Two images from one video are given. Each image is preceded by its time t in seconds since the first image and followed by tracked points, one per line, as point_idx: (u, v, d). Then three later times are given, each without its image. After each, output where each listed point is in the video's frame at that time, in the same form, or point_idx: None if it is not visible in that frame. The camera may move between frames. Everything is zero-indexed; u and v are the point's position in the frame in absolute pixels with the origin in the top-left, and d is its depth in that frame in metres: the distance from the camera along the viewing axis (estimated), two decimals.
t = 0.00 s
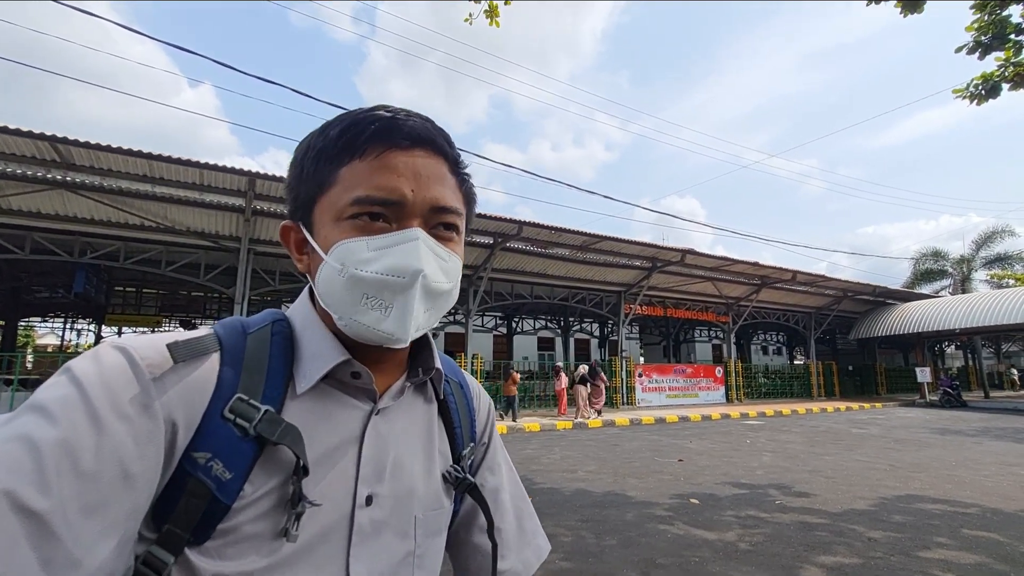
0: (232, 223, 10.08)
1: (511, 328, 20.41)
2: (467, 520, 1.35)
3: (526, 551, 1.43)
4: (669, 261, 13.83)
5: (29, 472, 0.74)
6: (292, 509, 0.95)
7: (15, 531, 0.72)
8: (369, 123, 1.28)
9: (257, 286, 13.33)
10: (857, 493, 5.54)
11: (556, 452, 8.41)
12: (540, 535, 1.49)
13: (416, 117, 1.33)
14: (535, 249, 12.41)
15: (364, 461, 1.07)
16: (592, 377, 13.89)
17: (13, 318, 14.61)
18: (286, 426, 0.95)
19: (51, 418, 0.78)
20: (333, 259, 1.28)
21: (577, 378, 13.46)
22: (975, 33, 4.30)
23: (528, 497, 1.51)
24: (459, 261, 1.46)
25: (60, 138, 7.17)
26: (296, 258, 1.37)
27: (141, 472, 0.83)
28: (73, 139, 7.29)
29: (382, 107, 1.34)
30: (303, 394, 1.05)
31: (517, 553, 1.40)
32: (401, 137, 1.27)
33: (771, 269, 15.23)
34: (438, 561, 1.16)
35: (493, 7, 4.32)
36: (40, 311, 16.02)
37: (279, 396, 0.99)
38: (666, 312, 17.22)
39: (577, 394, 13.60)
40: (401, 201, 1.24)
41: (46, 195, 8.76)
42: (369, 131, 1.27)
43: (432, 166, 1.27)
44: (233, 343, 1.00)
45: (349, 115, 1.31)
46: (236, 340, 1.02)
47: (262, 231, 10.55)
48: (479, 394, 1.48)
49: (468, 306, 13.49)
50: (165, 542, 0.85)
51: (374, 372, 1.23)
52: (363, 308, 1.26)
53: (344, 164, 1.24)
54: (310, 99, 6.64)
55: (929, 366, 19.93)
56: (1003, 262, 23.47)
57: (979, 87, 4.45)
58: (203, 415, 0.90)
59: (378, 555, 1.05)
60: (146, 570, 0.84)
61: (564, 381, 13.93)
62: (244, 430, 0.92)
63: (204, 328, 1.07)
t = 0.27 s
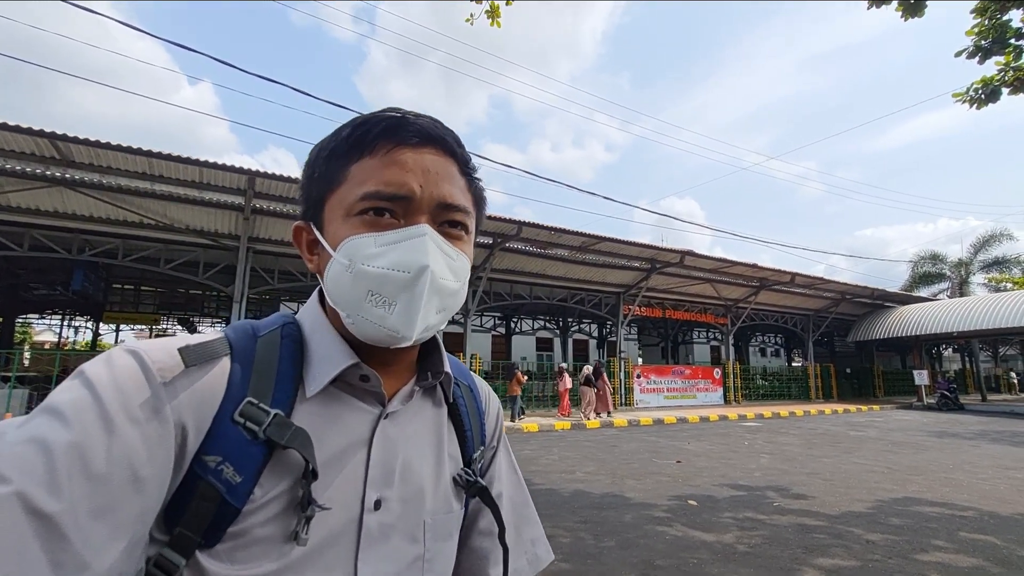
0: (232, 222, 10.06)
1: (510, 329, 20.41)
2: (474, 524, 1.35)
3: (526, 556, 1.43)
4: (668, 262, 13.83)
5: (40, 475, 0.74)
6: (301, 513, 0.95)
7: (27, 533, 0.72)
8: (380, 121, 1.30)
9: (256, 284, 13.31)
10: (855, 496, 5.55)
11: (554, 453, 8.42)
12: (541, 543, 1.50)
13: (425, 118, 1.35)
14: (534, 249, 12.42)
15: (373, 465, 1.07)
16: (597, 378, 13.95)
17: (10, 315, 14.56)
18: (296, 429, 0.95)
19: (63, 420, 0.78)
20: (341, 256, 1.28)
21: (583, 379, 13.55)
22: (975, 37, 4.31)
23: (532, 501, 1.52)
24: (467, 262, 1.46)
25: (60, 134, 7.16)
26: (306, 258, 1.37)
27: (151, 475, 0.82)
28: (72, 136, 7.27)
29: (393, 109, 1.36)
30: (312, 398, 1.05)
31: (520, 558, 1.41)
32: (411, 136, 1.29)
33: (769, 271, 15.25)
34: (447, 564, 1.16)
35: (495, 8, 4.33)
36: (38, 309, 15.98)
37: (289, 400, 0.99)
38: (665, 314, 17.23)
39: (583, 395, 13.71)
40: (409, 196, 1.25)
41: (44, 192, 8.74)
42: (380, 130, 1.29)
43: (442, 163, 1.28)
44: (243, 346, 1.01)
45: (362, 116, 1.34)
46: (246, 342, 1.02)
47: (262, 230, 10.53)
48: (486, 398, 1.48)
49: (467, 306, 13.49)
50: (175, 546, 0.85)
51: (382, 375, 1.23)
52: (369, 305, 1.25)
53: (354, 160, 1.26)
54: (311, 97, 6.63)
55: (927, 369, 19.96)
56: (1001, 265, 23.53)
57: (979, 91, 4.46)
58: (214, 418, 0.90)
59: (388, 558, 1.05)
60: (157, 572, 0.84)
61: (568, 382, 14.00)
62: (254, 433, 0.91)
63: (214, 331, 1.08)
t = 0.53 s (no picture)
0: (230, 220, 10.04)
1: (508, 329, 20.41)
2: (473, 527, 1.35)
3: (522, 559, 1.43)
4: (667, 264, 13.84)
5: (37, 479, 0.73)
6: (300, 516, 0.95)
7: (26, 536, 0.72)
8: (386, 124, 1.31)
9: (254, 283, 13.29)
10: (852, 498, 5.55)
11: (552, 453, 8.42)
12: (538, 545, 1.50)
13: (432, 122, 1.36)
14: (533, 250, 12.42)
15: (374, 468, 1.07)
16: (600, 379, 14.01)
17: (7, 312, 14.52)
18: (296, 433, 0.95)
19: (62, 423, 0.78)
20: (341, 256, 1.29)
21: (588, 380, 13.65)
22: (975, 41, 4.32)
23: (529, 504, 1.52)
24: (468, 268, 1.45)
25: (59, 132, 7.14)
26: (308, 257, 1.37)
27: (151, 477, 0.82)
28: (71, 133, 7.25)
29: (401, 113, 1.37)
30: (312, 400, 1.05)
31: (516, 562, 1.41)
32: (416, 139, 1.29)
33: (768, 273, 15.27)
34: (447, 567, 1.16)
35: (496, 8, 4.33)
36: (35, 306, 15.94)
37: (289, 402, 0.99)
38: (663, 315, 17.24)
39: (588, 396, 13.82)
40: (410, 199, 1.25)
41: (43, 190, 8.72)
42: (385, 132, 1.30)
43: (445, 167, 1.28)
44: (243, 348, 1.01)
45: (370, 118, 1.35)
46: (246, 344, 1.02)
47: (261, 228, 10.52)
48: (486, 401, 1.48)
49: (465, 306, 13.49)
50: (174, 549, 0.85)
51: (382, 377, 1.23)
52: (366, 307, 1.25)
53: (358, 161, 1.27)
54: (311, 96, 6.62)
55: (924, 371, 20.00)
56: (998, 268, 23.59)
57: (978, 94, 4.47)
58: (213, 421, 0.90)
59: (387, 562, 1.05)
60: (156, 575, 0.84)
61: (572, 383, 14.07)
62: (253, 437, 0.91)
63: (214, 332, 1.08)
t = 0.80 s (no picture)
0: (228, 220, 10.03)
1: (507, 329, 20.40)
2: (470, 534, 1.35)
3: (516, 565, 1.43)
4: (666, 264, 13.84)
5: (28, 483, 0.73)
6: (294, 521, 0.95)
7: (14, 538, 0.72)
8: (385, 125, 1.31)
9: (253, 282, 13.27)
10: (850, 498, 5.56)
11: (550, 453, 8.42)
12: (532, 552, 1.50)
13: (432, 124, 1.36)
14: (532, 250, 12.42)
15: (369, 472, 1.07)
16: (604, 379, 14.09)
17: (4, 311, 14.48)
18: (290, 438, 0.95)
19: (53, 425, 0.77)
20: (337, 255, 1.29)
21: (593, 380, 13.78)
22: (973, 42, 4.32)
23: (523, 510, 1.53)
24: (465, 269, 1.45)
25: (56, 131, 7.12)
26: (306, 258, 1.37)
27: (141, 481, 0.82)
28: (69, 132, 7.24)
29: (401, 115, 1.37)
30: (307, 403, 1.05)
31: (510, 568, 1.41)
32: (414, 141, 1.30)
33: (766, 274, 15.29)
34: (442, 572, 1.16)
35: (495, 7, 4.33)
36: (33, 305, 15.90)
37: (284, 406, 0.99)
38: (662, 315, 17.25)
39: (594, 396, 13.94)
40: (406, 199, 1.25)
41: (40, 189, 8.70)
42: (384, 134, 1.30)
43: (442, 170, 1.28)
44: (239, 351, 1.01)
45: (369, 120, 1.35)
46: (242, 346, 1.02)
47: (259, 228, 10.50)
48: (484, 406, 1.48)
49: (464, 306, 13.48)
50: (166, 553, 0.85)
51: (379, 382, 1.23)
52: (360, 308, 1.25)
53: (356, 163, 1.27)
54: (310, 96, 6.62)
55: (922, 372, 20.04)
56: (996, 269, 23.64)
57: (976, 95, 4.48)
58: (206, 426, 0.90)
59: (382, 567, 1.05)
60: None
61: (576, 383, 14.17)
62: (246, 441, 0.91)
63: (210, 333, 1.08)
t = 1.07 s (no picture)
0: (225, 220, 10.02)
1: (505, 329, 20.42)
2: (466, 536, 1.35)
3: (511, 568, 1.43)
4: (663, 264, 13.86)
5: (20, 482, 0.73)
6: (288, 524, 0.95)
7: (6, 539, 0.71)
8: (385, 127, 1.31)
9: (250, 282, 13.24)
10: (847, 498, 5.57)
11: (548, 453, 8.42)
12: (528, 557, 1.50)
13: (432, 126, 1.36)
14: (530, 250, 12.43)
15: (365, 475, 1.07)
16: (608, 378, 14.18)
17: None
18: (286, 439, 0.95)
19: (47, 425, 0.77)
20: (337, 255, 1.29)
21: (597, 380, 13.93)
22: (968, 44, 4.34)
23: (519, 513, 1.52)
24: (464, 270, 1.45)
25: (53, 131, 7.10)
26: (304, 259, 1.37)
27: (134, 482, 0.82)
28: (65, 132, 7.22)
29: (400, 117, 1.37)
30: (303, 405, 1.05)
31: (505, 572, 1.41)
32: (414, 142, 1.29)
33: (763, 274, 15.32)
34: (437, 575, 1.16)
35: (492, 8, 4.34)
36: (29, 305, 15.84)
37: (280, 407, 0.99)
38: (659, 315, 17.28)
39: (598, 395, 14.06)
40: (407, 200, 1.25)
41: (36, 189, 8.68)
42: (384, 135, 1.29)
43: (443, 171, 1.28)
44: (236, 352, 1.01)
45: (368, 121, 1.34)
46: (239, 348, 1.02)
47: (257, 228, 10.49)
48: (481, 408, 1.48)
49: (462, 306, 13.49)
50: (159, 556, 0.85)
51: (376, 383, 1.23)
52: (359, 308, 1.25)
53: (356, 164, 1.26)
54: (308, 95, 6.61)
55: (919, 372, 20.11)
56: (992, 269, 23.75)
57: (971, 97, 4.50)
58: (201, 427, 0.90)
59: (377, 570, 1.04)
60: None
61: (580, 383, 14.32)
62: (242, 443, 0.91)
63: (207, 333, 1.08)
